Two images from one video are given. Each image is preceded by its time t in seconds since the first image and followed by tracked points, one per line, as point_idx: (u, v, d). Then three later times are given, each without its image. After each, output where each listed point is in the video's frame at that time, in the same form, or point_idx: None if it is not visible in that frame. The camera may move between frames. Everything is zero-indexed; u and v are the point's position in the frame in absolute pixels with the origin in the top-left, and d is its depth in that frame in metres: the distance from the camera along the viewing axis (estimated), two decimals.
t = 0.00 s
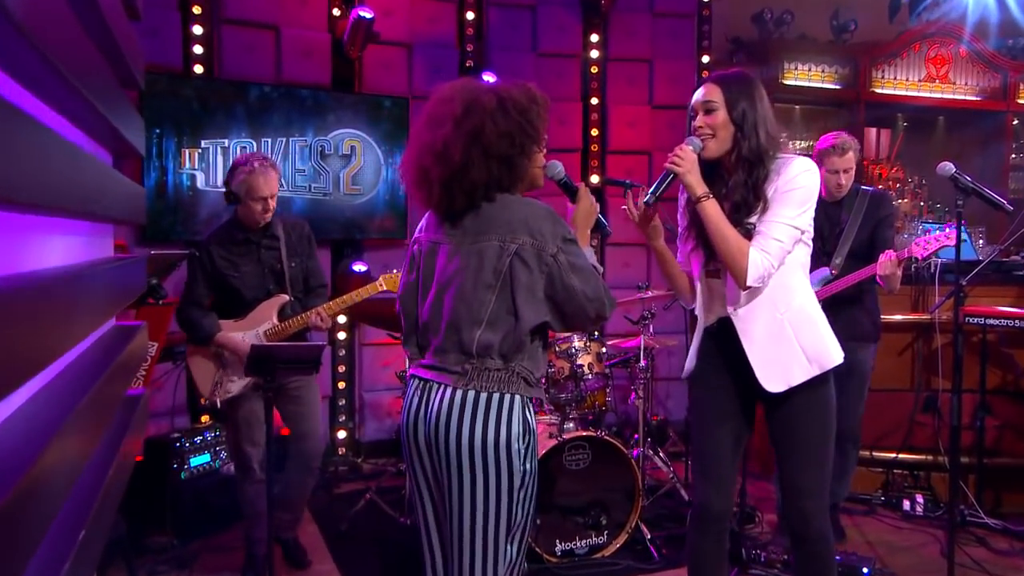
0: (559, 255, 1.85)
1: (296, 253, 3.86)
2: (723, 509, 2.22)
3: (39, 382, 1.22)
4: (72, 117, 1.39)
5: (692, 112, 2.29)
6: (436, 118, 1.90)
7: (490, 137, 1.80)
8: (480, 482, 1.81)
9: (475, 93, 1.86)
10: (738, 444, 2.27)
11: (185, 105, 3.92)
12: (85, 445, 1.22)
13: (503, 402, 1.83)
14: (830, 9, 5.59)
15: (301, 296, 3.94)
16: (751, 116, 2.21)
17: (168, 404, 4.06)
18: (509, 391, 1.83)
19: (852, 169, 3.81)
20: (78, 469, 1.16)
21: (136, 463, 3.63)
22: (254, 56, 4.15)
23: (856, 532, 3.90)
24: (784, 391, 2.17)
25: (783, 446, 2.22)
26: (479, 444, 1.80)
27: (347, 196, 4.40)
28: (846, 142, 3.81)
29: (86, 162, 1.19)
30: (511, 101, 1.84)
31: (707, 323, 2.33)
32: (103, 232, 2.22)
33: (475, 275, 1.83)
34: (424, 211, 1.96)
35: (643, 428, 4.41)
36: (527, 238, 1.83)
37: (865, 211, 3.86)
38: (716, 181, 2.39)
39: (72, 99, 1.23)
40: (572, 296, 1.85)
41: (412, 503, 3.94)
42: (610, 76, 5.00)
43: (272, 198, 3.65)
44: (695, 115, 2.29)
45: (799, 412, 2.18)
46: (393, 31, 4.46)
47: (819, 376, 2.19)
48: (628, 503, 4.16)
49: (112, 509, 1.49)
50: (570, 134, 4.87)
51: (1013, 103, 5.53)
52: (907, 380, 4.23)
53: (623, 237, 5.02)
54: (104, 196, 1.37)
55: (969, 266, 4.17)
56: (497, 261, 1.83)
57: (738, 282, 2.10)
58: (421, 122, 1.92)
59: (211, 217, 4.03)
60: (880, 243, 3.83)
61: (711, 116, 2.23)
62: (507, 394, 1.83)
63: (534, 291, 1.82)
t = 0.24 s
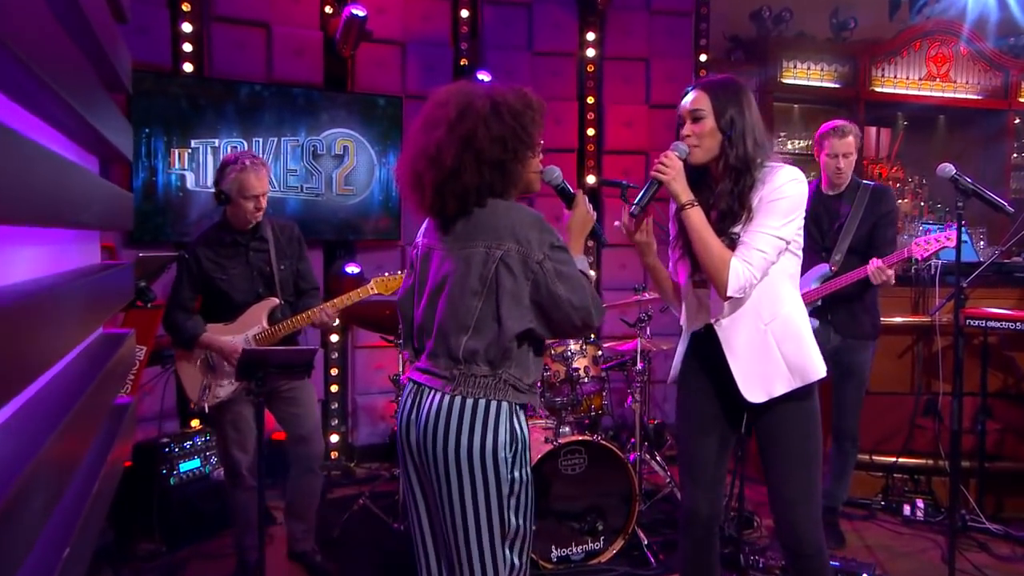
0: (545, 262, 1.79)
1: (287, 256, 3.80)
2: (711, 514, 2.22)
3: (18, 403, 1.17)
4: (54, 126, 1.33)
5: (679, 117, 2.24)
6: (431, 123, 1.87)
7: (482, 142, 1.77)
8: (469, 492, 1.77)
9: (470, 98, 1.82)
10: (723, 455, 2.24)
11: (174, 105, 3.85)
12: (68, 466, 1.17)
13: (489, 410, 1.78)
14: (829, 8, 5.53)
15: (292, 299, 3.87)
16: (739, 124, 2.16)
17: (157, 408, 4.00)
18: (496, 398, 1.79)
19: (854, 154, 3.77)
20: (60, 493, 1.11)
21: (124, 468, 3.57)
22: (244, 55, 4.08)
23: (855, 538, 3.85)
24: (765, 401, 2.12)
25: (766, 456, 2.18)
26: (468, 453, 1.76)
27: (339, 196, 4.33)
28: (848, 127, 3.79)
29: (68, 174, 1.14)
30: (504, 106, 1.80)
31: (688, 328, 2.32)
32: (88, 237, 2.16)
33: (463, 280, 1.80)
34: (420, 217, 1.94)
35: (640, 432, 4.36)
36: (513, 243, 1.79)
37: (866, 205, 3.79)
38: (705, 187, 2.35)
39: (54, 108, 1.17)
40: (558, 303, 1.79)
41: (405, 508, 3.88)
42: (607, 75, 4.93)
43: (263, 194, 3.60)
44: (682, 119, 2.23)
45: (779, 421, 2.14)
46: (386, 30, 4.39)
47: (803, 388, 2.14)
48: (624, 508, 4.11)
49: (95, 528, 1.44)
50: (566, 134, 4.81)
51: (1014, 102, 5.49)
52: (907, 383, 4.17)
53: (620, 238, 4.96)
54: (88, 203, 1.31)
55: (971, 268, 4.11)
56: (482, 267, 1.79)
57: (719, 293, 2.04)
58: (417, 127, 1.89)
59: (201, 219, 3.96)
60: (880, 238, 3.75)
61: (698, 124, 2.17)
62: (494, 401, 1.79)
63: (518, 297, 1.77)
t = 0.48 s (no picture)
0: (530, 269, 1.75)
1: (285, 256, 3.73)
2: (707, 521, 2.16)
3: (6, 406, 1.11)
4: (35, 124, 1.27)
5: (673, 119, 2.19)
6: (423, 125, 1.83)
7: (474, 144, 1.73)
8: (465, 502, 1.73)
9: (462, 99, 1.78)
10: (718, 460, 2.18)
11: (163, 103, 3.78)
12: (56, 472, 1.11)
13: (479, 419, 1.73)
14: (828, 6, 5.48)
15: (289, 297, 3.81)
16: (732, 125, 2.10)
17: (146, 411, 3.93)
18: (484, 406, 1.74)
19: (857, 162, 3.71)
20: (47, 502, 1.05)
21: (111, 473, 3.50)
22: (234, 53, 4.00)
23: (855, 543, 3.79)
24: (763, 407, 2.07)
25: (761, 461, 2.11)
26: (460, 464, 1.71)
27: (331, 196, 4.26)
28: (854, 133, 3.72)
29: (51, 172, 1.08)
30: (496, 107, 1.76)
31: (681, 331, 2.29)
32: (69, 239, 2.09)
33: (449, 287, 1.77)
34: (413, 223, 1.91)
35: (636, 435, 4.30)
36: (497, 250, 1.75)
37: (871, 213, 3.74)
38: (700, 190, 2.29)
39: (35, 106, 1.12)
40: (543, 310, 1.74)
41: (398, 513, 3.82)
42: (602, 73, 4.87)
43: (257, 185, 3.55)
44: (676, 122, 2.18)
45: (775, 425, 2.08)
46: (378, 27, 4.33)
47: (801, 395, 2.07)
48: (620, 513, 4.05)
49: (79, 541, 1.38)
50: (561, 132, 4.76)
51: (1017, 101, 5.41)
52: (907, 385, 4.12)
53: (616, 239, 4.91)
54: (73, 202, 1.25)
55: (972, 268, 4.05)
56: (467, 274, 1.75)
57: (714, 297, 1.98)
58: (409, 129, 1.85)
59: (191, 219, 3.89)
60: (881, 246, 3.73)
61: (691, 125, 2.12)
62: (483, 409, 1.74)
63: (502, 305, 1.73)
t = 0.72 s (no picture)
0: (524, 267, 1.67)
1: (282, 256, 3.67)
2: (707, 531, 2.10)
3: None
4: (6, 119, 1.21)
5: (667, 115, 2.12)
6: (418, 124, 1.77)
7: (470, 142, 1.66)
8: (454, 502, 1.67)
9: (458, 96, 1.72)
10: (722, 463, 2.11)
11: (150, 100, 3.70)
12: (36, 485, 1.04)
13: (471, 418, 1.67)
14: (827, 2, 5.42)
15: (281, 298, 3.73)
16: (728, 122, 2.03)
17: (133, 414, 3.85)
18: (477, 406, 1.68)
19: (856, 171, 3.64)
20: (24, 517, 0.98)
21: (97, 478, 3.42)
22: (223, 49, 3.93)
23: (854, 547, 3.73)
24: (766, 406, 2.00)
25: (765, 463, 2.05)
26: (449, 462, 1.66)
27: (322, 195, 4.19)
28: (852, 141, 3.64)
29: (23, 169, 1.01)
30: (492, 104, 1.69)
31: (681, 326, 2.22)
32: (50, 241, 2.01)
33: (442, 286, 1.70)
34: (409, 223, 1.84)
35: (632, 438, 4.24)
36: (490, 248, 1.68)
37: (870, 219, 3.69)
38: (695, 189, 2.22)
39: (5, 101, 1.05)
40: (537, 310, 1.67)
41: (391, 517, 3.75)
42: (597, 70, 4.80)
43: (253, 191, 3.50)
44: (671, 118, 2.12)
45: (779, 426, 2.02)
46: (370, 23, 4.25)
47: (808, 400, 2.01)
48: (616, 517, 3.99)
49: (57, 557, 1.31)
50: (556, 130, 4.69)
51: (1019, 99, 5.35)
52: (907, 387, 4.06)
53: (612, 238, 4.84)
54: (49, 200, 1.19)
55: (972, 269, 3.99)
56: (460, 272, 1.69)
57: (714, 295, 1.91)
58: (404, 127, 1.78)
59: (180, 219, 3.82)
60: (880, 255, 3.67)
61: (687, 120, 2.06)
62: (476, 409, 1.68)
63: (496, 304, 1.66)
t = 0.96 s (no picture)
0: (520, 265, 1.61)
1: (271, 258, 3.60)
2: (708, 541, 2.03)
3: None
4: None
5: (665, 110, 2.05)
6: (410, 124, 1.70)
7: (462, 143, 1.59)
8: (447, 507, 1.60)
9: (450, 95, 1.65)
10: (723, 470, 2.04)
11: (137, 96, 3.63)
12: (14, 493, 0.96)
13: (465, 419, 1.60)
14: None
15: (269, 301, 3.65)
16: (727, 117, 1.96)
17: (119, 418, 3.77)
18: (472, 408, 1.61)
19: (845, 170, 3.58)
20: None
21: (81, 483, 3.34)
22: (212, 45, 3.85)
23: (854, 552, 3.66)
24: (769, 406, 1.93)
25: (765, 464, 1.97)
26: (443, 463, 1.58)
27: (313, 194, 4.12)
28: (842, 140, 3.58)
29: None
30: (484, 104, 1.61)
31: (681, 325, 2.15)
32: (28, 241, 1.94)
33: (435, 286, 1.63)
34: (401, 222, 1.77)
35: (629, 441, 4.17)
36: (484, 246, 1.61)
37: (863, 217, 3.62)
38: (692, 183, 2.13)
39: None
40: (533, 309, 1.60)
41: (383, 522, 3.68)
42: (593, 67, 4.73)
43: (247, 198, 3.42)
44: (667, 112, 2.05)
45: (780, 427, 1.94)
46: (362, 18, 4.18)
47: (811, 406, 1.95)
48: (613, 522, 3.92)
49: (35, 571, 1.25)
50: (551, 128, 4.62)
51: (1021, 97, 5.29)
52: (908, 389, 3.99)
53: (608, 238, 4.78)
54: (27, 194, 1.10)
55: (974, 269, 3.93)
56: (453, 271, 1.62)
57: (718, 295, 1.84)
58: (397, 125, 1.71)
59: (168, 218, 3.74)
60: (877, 250, 3.60)
61: (684, 114, 1.99)
62: (471, 410, 1.61)
63: (490, 303, 1.60)
